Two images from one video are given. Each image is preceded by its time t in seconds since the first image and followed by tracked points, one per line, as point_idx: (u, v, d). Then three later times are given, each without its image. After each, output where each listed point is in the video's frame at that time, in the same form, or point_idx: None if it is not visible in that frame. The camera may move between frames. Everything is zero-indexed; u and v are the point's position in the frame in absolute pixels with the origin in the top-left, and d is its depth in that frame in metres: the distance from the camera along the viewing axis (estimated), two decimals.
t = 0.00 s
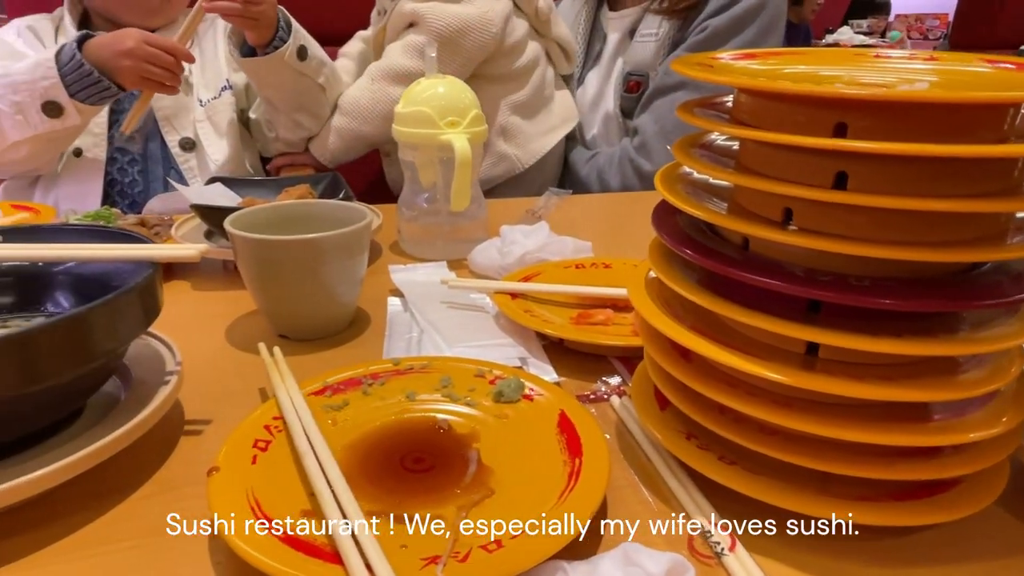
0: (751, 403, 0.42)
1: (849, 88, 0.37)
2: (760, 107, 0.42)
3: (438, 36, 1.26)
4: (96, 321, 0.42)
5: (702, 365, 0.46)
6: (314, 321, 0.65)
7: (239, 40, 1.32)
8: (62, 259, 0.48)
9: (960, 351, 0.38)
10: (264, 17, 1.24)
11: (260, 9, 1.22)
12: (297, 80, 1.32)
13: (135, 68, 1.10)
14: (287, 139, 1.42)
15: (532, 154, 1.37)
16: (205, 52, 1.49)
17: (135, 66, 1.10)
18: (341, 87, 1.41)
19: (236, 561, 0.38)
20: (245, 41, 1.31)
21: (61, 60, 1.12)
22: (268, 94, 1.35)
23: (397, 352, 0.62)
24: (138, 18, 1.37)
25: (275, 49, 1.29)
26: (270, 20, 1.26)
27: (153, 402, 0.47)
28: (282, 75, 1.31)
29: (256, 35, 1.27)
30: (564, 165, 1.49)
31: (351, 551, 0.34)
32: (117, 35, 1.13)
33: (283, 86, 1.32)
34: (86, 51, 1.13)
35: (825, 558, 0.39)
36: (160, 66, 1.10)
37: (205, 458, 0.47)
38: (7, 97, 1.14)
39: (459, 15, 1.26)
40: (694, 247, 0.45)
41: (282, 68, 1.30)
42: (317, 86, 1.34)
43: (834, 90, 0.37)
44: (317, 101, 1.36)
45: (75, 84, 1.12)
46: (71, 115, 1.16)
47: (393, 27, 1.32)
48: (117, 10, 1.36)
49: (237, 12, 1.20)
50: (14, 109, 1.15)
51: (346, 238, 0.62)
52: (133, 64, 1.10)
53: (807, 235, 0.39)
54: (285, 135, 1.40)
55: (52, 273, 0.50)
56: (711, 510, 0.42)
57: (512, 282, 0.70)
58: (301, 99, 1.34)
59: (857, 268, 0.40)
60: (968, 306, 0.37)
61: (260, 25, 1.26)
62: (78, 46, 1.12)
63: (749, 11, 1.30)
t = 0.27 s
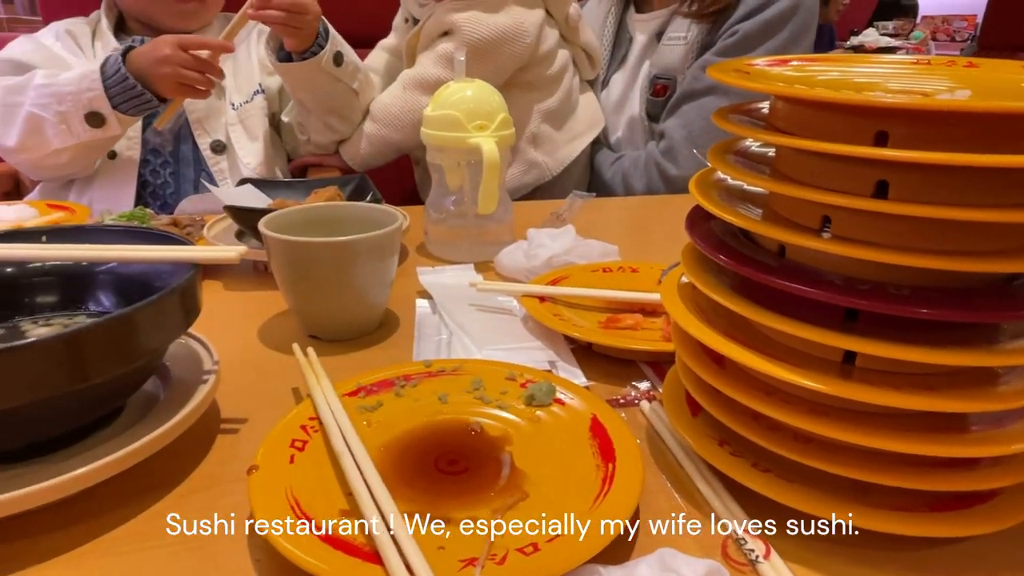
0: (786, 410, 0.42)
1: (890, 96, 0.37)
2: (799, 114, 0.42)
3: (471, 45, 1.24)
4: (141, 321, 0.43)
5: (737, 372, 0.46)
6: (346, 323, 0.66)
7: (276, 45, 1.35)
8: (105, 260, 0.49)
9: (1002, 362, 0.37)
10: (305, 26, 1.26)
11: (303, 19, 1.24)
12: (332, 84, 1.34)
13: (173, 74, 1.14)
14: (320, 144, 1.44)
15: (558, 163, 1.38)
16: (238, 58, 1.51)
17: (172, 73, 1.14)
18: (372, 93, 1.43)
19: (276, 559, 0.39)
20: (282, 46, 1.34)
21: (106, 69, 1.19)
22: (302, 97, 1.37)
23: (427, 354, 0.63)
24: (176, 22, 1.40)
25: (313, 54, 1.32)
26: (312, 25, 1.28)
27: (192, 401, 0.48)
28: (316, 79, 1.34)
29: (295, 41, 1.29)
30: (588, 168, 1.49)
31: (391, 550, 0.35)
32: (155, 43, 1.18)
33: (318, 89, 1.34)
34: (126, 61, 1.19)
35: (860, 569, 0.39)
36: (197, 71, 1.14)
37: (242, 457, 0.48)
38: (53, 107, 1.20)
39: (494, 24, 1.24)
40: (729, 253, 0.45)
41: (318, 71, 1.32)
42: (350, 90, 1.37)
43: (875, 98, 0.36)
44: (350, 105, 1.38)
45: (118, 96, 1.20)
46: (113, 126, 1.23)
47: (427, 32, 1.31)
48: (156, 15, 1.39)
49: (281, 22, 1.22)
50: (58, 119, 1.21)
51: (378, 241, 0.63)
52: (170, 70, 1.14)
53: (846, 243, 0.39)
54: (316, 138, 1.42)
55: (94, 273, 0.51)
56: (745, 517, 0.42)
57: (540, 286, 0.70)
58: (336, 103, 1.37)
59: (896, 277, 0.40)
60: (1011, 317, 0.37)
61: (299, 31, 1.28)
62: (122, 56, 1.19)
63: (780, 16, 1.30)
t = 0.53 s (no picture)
0: (819, 414, 0.41)
1: (929, 99, 0.37)
2: (834, 118, 0.42)
3: (522, 54, 1.22)
4: (181, 317, 0.44)
5: (768, 374, 0.46)
6: (375, 321, 0.66)
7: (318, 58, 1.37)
8: (145, 257, 0.50)
9: None
10: (351, 40, 1.28)
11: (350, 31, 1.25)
12: (376, 96, 1.37)
13: (218, 79, 1.18)
14: (361, 150, 1.49)
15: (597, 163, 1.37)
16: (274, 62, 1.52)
17: (218, 77, 1.18)
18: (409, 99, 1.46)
19: (310, 552, 0.40)
20: (326, 60, 1.36)
21: (156, 73, 1.22)
22: (344, 108, 1.40)
23: (454, 353, 0.63)
24: (217, 22, 1.42)
25: (359, 69, 1.34)
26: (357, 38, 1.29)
27: (228, 397, 0.49)
28: (361, 92, 1.36)
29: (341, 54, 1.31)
30: (609, 168, 1.49)
31: (425, 546, 0.35)
32: (202, 47, 1.21)
33: (363, 101, 1.37)
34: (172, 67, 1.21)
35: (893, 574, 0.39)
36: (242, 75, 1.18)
37: (276, 451, 0.49)
38: (102, 110, 1.24)
39: (548, 34, 1.22)
40: (761, 255, 0.45)
41: (365, 85, 1.35)
42: (392, 100, 1.40)
43: (914, 102, 0.36)
44: (391, 113, 1.42)
45: (167, 100, 1.23)
46: (159, 127, 1.27)
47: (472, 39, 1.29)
48: (197, 14, 1.41)
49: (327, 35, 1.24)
50: (107, 121, 1.24)
51: (407, 240, 0.64)
52: (216, 74, 1.18)
53: (882, 247, 0.39)
54: (357, 146, 1.47)
55: (133, 270, 0.52)
56: (775, 520, 0.42)
57: (566, 286, 0.71)
58: (378, 111, 1.41)
59: (933, 281, 0.40)
60: None
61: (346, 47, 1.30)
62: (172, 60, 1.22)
63: (803, 15, 1.29)
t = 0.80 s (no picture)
0: (855, 419, 0.41)
1: (972, 105, 0.37)
2: (872, 122, 0.42)
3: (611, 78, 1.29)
4: (224, 314, 0.45)
5: (803, 378, 0.46)
6: (408, 321, 0.67)
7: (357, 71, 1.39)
8: (186, 256, 0.51)
9: None
10: (391, 60, 1.30)
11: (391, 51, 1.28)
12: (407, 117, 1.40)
13: (253, 82, 1.23)
14: (381, 161, 1.51)
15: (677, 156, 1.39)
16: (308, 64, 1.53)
17: (253, 80, 1.22)
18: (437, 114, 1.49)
19: (349, 546, 0.40)
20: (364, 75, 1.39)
21: (201, 74, 1.27)
22: (375, 122, 1.42)
23: (484, 353, 0.64)
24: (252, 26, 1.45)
25: (396, 90, 1.36)
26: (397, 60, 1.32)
27: (265, 393, 0.50)
28: (394, 112, 1.39)
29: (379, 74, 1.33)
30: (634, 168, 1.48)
31: (464, 543, 0.36)
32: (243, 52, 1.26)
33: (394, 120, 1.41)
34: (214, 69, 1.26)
35: None
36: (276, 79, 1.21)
37: (312, 446, 0.50)
38: (149, 111, 1.29)
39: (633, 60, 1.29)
40: (797, 259, 0.45)
41: (399, 107, 1.38)
42: (420, 119, 1.44)
43: (957, 107, 0.36)
44: (419, 133, 1.48)
45: (212, 102, 1.28)
46: (203, 129, 1.31)
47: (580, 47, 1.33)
48: (235, 16, 1.43)
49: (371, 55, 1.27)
50: (153, 122, 1.30)
51: (439, 241, 0.65)
52: (251, 78, 1.22)
53: (922, 252, 0.39)
54: (381, 157, 1.50)
55: (175, 268, 0.53)
56: (809, 524, 0.42)
57: (595, 288, 0.71)
58: (407, 128, 1.45)
59: (973, 288, 0.39)
60: None
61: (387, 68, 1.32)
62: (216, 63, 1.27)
63: (830, 15, 1.30)
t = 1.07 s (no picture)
0: (900, 423, 0.41)
1: None
2: (918, 125, 0.41)
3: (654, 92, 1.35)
4: (271, 310, 0.46)
5: (846, 382, 0.45)
6: (442, 319, 0.68)
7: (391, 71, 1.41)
8: (231, 252, 0.53)
9: None
10: (419, 60, 1.32)
11: (421, 54, 1.30)
12: (439, 118, 1.44)
13: (286, 81, 1.25)
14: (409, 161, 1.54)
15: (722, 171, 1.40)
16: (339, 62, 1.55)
17: (285, 80, 1.25)
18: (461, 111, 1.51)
19: (392, 539, 0.41)
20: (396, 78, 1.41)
21: (239, 73, 1.30)
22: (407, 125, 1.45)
23: (518, 352, 0.64)
24: (286, 30, 1.48)
25: (428, 93, 1.40)
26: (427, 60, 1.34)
27: (307, 389, 0.50)
28: (426, 114, 1.42)
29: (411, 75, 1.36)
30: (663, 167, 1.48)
31: (511, 540, 0.36)
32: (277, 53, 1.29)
33: (424, 121, 1.43)
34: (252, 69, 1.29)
35: None
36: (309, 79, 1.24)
37: (353, 441, 0.50)
38: (189, 111, 1.32)
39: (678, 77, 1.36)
40: (840, 261, 0.45)
41: (431, 109, 1.41)
42: (450, 121, 1.48)
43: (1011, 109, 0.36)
44: (446, 133, 1.50)
45: (249, 103, 1.31)
46: (240, 129, 1.35)
47: (634, 53, 1.37)
48: (268, 20, 1.46)
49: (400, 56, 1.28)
50: (192, 122, 1.32)
51: (475, 240, 0.65)
52: (284, 77, 1.25)
53: (972, 256, 0.38)
54: (410, 158, 1.53)
55: (219, 263, 0.55)
56: (852, 528, 0.42)
57: (628, 288, 0.71)
58: (437, 130, 1.48)
59: None
60: None
61: (421, 70, 1.36)
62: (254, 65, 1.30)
63: (868, 9, 1.29)
